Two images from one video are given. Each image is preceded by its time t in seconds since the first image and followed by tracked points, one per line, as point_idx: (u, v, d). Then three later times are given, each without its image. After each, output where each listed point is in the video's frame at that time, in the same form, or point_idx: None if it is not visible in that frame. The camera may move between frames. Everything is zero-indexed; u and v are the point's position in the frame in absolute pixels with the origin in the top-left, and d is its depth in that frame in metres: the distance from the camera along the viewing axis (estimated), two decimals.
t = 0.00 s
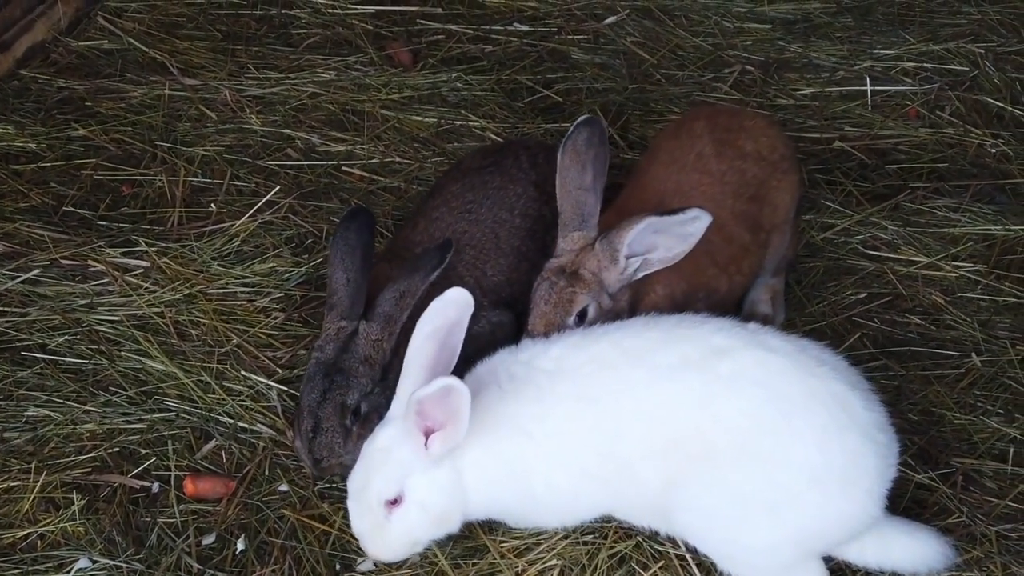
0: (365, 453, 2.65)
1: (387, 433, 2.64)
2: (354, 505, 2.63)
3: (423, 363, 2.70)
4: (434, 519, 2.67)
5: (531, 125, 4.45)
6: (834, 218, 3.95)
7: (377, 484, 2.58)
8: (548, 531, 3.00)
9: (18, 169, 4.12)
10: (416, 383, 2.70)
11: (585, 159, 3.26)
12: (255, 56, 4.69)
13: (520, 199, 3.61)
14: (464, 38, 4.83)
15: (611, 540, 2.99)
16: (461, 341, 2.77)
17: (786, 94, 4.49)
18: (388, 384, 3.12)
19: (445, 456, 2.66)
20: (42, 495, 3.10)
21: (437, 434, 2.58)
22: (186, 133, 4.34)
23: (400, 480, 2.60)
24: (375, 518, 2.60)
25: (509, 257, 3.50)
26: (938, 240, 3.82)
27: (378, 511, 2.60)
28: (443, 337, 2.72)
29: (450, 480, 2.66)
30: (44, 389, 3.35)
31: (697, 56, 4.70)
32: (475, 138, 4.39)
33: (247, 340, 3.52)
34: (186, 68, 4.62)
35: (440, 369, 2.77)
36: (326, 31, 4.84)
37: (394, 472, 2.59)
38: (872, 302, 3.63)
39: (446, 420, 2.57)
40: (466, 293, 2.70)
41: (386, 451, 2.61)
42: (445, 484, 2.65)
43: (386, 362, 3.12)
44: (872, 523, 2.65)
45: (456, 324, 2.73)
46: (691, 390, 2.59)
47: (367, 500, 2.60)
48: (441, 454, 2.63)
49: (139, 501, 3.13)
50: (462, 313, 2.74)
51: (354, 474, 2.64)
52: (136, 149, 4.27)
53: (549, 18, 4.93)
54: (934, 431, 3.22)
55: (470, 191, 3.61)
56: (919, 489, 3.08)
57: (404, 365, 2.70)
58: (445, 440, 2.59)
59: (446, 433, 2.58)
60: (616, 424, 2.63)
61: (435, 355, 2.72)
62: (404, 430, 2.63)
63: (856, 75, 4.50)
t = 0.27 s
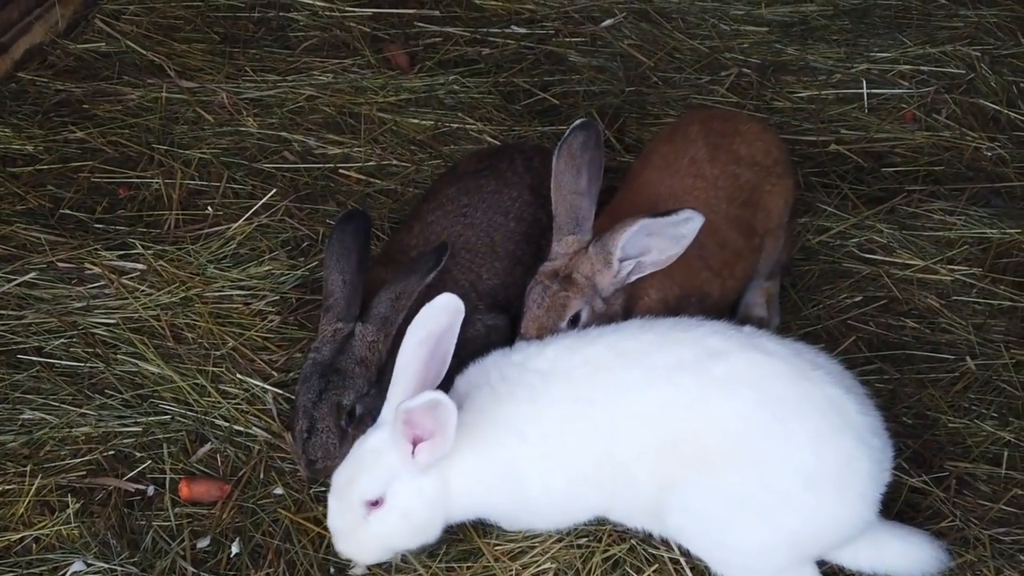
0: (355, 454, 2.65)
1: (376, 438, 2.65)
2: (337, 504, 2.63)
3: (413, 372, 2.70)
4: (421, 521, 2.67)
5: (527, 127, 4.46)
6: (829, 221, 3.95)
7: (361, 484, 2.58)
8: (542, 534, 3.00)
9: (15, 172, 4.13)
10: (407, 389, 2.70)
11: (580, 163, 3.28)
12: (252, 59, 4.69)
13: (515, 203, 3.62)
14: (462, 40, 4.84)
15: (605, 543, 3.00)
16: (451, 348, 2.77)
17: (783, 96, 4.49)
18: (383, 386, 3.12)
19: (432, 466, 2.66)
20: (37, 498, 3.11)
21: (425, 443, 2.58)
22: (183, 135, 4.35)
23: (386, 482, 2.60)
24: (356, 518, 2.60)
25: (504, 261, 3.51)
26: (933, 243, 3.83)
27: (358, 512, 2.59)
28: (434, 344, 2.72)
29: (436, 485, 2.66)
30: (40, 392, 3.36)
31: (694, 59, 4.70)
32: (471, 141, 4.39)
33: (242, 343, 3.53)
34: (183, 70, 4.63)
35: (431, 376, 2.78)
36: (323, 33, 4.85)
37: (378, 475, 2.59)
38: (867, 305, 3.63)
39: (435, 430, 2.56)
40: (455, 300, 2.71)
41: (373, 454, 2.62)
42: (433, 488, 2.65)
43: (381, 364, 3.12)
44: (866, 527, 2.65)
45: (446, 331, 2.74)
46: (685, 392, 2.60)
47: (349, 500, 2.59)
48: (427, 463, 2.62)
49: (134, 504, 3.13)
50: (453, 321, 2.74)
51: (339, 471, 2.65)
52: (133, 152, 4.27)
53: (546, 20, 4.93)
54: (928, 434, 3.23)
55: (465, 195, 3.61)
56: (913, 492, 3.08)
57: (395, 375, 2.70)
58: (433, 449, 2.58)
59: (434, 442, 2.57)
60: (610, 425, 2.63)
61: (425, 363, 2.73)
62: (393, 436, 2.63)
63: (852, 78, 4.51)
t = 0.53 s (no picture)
0: (339, 459, 2.64)
1: (360, 443, 2.63)
2: (320, 507, 2.61)
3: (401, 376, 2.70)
4: (410, 524, 2.66)
5: (524, 130, 4.47)
6: (825, 225, 3.96)
7: (345, 490, 2.57)
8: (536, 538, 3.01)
9: (12, 175, 4.14)
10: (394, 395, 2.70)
11: (570, 175, 3.26)
12: (250, 62, 4.70)
13: (510, 207, 3.63)
14: (459, 43, 4.84)
15: (599, 548, 3.00)
16: (442, 357, 2.77)
17: (779, 100, 4.50)
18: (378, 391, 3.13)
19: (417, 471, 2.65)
20: (32, 502, 3.12)
21: (408, 449, 2.56)
22: (180, 138, 4.35)
23: (372, 488, 2.59)
24: (340, 524, 2.59)
25: (499, 265, 3.52)
26: (929, 246, 3.83)
27: (342, 518, 2.58)
28: (423, 350, 2.72)
29: (420, 490, 2.65)
30: (36, 396, 3.36)
31: (691, 62, 4.70)
32: (468, 144, 4.40)
33: (238, 347, 3.53)
34: (181, 73, 4.63)
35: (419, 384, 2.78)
36: (321, 36, 4.84)
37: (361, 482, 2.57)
38: (862, 309, 3.64)
39: (417, 436, 2.54)
40: (447, 307, 2.71)
41: (357, 460, 2.60)
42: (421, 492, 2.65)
43: (376, 369, 3.13)
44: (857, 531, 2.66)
45: (437, 339, 2.74)
46: (679, 395, 2.59)
47: (333, 507, 2.58)
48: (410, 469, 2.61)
49: (129, 508, 3.14)
50: (444, 329, 2.74)
51: (325, 477, 2.64)
52: (130, 155, 4.28)
53: (544, 23, 4.92)
54: (922, 438, 3.24)
55: (460, 199, 3.61)
56: (907, 496, 3.10)
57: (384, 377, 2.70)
58: (416, 455, 2.56)
59: (416, 447, 2.54)
60: (603, 428, 2.62)
61: (414, 370, 2.73)
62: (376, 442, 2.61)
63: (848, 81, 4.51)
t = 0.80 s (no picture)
0: (327, 466, 2.63)
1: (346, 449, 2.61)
2: (309, 515, 2.62)
3: (382, 384, 2.69)
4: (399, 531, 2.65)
5: (521, 134, 4.47)
6: (821, 228, 3.96)
7: (333, 496, 2.56)
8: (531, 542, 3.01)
9: (9, 178, 4.14)
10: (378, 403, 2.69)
11: (548, 205, 3.28)
12: (247, 64, 4.69)
13: (505, 211, 3.63)
14: (456, 46, 4.83)
15: (593, 552, 3.00)
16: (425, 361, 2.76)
17: (776, 103, 4.50)
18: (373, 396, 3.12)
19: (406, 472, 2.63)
20: (27, 506, 3.12)
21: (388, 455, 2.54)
22: (177, 142, 4.35)
23: (360, 494, 2.57)
24: (329, 531, 2.58)
25: (494, 270, 3.54)
26: (925, 250, 3.84)
27: (331, 525, 2.58)
28: (403, 357, 2.72)
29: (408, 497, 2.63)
30: (31, 399, 3.37)
31: (688, 65, 4.70)
32: (465, 147, 4.40)
33: (234, 350, 3.53)
34: (178, 76, 4.63)
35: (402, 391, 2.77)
36: (318, 39, 4.84)
37: (349, 488, 2.56)
38: (858, 313, 3.65)
39: (395, 441, 2.53)
40: (425, 311, 2.70)
41: (345, 467, 2.58)
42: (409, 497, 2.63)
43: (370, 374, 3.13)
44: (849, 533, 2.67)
45: (417, 344, 2.73)
46: (670, 401, 2.58)
47: (321, 514, 2.57)
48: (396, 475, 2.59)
49: (123, 512, 3.15)
50: (425, 333, 2.73)
51: (313, 484, 2.63)
52: (127, 158, 4.28)
53: (541, 25, 4.92)
54: (917, 443, 3.26)
55: (456, 204, 3.62)
56: (902, 500, 3.12)
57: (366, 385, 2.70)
58: (398, 460, 2.54)
59: (398, 453, 2.53)
60: (593, 434, 2.60)
61: (395, 376, 2.72)
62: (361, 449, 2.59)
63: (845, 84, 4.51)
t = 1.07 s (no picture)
0: (317, 477, 2.61)
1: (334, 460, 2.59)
2: (300, 526, 2.59)
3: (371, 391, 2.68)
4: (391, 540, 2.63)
5: (518, 137, 4.47)
6: (818, 231, 3.96)
7: (322, 507, 2.54)
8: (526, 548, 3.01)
9: (6, 181, 4.14)
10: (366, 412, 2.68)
11: (525, 239, 3.27)
12: (244, 67, 4.69)
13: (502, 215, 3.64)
14: (454, 48, 4.83)
15: (589, 557, 3.01)
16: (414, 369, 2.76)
17: (774, 106, 4.50)
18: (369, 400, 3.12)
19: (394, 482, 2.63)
20: (23, 510, 3.13)
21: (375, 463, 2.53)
22: (174, 144, 4.35)
23: (349, 504, 2.55)
24: (319, 542, 2.56)
25: (491, 274, 3.55)
26: (922, 253, 3.84)
27: (321, 535, 2.55)
28: (393, 366, 2.71)
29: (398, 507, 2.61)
30: (28, 403, 3.37)
31: (686, 68, 4.70)
32: (462, 150, 4.40)
33: (230, 354, 3.54)
34: (176, 79, 4.63)
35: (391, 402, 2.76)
36: (316, 41, 4.83)
37: (339, 496, 2.54)
38: (855, 317, 3.66)
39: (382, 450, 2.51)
40: (415, 319, 2.70)
41: (334, 477, 2.57)
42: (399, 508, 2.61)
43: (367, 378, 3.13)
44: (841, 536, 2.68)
45: (407, 352, 2.73)
46: (657, 408, 2.58)
47: (311, 524, 2.55)
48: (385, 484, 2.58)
49: (119, 516, 3.16)
50: (415, 342, 2.73)
51: (304, 495, 2.61)
52: (125, 161, 4.28)
53: (539, 28, 4.91)
54: (913, 447, 3.28)
55: (452, 208, 3.62)
56: (897, 505, 3.15)
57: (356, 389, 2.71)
58: (385, 469, 2.53)
59: (384, 461, 2.52)
60: (582, 443, 2.60)
61: (384, 384, 2.72)
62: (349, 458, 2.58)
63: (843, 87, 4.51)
